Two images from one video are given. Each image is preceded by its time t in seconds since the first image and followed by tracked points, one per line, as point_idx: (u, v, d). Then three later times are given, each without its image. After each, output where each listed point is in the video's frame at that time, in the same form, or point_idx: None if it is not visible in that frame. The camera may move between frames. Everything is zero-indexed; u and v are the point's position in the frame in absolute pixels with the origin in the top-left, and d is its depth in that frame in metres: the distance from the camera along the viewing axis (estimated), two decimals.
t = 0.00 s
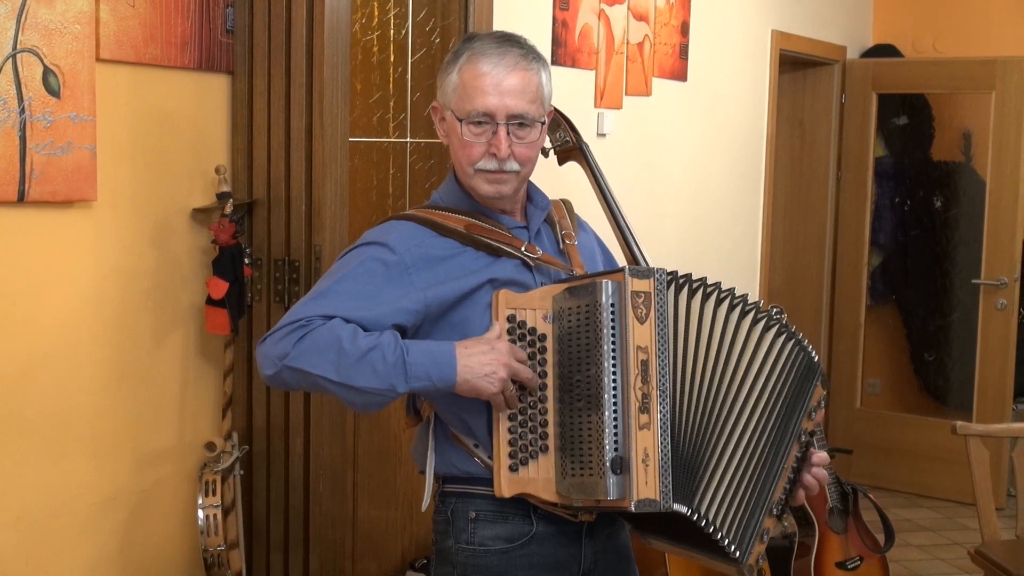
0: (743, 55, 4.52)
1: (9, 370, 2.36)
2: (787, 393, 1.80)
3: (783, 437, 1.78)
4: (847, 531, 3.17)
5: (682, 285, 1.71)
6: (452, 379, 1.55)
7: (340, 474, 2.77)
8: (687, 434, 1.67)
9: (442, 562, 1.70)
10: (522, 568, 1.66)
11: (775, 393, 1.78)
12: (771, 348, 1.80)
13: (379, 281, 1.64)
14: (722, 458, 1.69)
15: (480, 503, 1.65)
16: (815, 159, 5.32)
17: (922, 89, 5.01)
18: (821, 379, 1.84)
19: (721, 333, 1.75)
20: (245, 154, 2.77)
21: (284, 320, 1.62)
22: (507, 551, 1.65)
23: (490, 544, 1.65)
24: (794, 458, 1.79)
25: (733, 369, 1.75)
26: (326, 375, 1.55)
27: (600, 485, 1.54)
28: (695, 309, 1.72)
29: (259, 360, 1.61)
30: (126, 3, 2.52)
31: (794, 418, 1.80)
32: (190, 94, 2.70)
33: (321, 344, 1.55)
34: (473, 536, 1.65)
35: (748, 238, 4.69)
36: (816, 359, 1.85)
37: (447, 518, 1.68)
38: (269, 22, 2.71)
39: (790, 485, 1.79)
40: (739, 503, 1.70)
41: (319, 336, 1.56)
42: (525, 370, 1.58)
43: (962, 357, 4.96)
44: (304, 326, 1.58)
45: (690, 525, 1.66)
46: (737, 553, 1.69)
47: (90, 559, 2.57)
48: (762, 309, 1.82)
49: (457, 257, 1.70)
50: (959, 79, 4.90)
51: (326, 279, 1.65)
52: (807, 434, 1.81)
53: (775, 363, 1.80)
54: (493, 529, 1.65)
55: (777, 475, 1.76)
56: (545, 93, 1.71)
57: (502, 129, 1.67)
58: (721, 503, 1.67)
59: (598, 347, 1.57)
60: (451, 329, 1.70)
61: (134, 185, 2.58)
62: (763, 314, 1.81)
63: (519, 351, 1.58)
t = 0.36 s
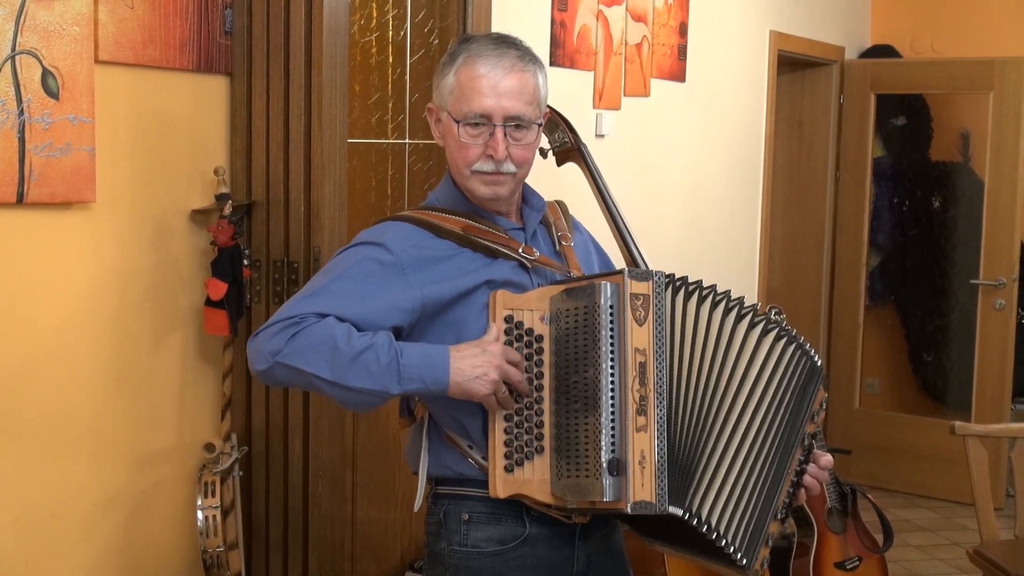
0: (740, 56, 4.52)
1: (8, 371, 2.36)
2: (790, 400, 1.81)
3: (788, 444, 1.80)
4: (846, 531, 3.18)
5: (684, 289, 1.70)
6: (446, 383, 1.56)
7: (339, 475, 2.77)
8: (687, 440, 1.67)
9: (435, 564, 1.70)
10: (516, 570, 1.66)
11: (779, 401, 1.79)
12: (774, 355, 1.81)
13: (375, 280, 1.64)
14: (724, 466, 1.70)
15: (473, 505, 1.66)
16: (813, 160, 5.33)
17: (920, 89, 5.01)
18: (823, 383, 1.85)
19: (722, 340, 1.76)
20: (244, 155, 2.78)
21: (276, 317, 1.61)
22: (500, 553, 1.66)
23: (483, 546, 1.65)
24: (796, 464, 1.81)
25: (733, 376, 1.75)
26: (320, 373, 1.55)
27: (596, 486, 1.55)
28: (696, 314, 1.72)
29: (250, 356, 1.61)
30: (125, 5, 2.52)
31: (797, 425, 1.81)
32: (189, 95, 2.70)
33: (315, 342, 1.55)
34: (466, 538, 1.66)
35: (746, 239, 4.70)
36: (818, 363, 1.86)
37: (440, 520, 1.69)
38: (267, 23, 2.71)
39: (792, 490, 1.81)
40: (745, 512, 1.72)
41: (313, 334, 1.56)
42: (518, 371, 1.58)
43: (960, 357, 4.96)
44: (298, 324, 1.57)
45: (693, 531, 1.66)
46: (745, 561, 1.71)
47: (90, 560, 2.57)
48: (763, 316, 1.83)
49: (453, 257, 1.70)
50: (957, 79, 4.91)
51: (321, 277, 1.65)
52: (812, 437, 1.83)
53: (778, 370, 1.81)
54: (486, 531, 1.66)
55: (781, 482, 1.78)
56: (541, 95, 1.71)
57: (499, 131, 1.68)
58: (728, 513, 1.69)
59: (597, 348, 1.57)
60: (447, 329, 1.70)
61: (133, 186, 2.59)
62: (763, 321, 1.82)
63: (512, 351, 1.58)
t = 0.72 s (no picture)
0: (739, 56, 4.52)
1: (7, 371, 2.36)
2: (791, 410, 1.84)
3: (788, 454, 1.83)
4: (845, 531, 3.18)
5: (688, 293, 1.71)
6: (443, 383, 1.56)
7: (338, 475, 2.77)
8: (690, 445, 1.67)
9: (423, 565, 1.71)
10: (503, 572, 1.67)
11: (781, 411, 1.82)
12: (778, 365, 1.83)
13: (374, 278, 1.64)
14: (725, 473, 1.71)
15: (461, 506, 1.66)
16: (812, 160, 5.33)
17: (918, 90, 5.02)
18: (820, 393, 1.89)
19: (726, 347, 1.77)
20: (243, 155, 2.78)
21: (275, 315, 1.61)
22: (486, 555, 1.66)
23: (469, 547, 1.66)
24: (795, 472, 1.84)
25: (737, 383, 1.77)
26: (318, 372, 1.56)
27: (590, 484, 1.54)
28: (702, 320, 1.73)
29: (249, 354, 1.61)
30: (124, 5, 2.52)
31: (797, 436, 1.84)
32: (188, 95, 2.70)
33: (314, 342, 1.55)
34: (453, 539, 1.66)
35: (745, 239, 4.70)
36: (817, 374, 1.89)
37: (428, 520, 1.70)
38: (267, 24, 2.71)
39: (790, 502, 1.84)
40: (747, 522, 1.74)
41: (312, 333, 1.56)
42: (516, 368, 1.57)
43: (959, 358, 4.96)
44: (298, 322, 1.57)
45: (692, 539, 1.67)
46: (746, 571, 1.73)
47: (89, 559, 2.57)
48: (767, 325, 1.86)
49: (453, 257, 1.71)
50: (956, 79, 4.91)
51: (320, 275, 1.65)
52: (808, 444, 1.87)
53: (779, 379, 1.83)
54: (473, 533, 1.66)
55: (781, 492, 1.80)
56: (542, 95, 1.72)
57: (499, 130, 1.68)
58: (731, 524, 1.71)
59: (596, 346, 1.57)
60: (444, 327, 1.70)
61: (133, 186, 2.59)
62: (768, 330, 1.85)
63: (511, 347, 1.58)
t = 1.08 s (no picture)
0: (739, 59, 4.53)
1: (7, 371, 2.36)
2: (789, 426, 1.84)
3: (785, 470, 1.83)
4: (843, 533, 3.19)
5: (685, 301, 1.72)
6: (434, 375, 1.56)
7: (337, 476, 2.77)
8: (684, 453, 1.67)
9: (417, 566, 1.71)
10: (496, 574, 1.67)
11: (780, 424, 1.83)
12: (778, 378, 1.84)
13: (371, 272, 1.65)
14: (720, 481, 1.71)
15: (455, 508, 1.66)
16: (811, 162, 5.34)
17: (917, 93, 5.02)
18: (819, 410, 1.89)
19: (725, 356, 1.77)
20: (244, 156, 2.78)
21: (271, 303, 1.62)
22: (480, 557, 1.66)
23: (463, 549, 1.66)
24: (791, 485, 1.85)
25: (734, 390, 1.77)
26: (310, 359, 1.56)
27: (582, 486, 1.53)
28: (699, 329, 1.74)
29: (242, 339, 1.61)
30: (125, 5, 2.52)
31: (795, 450, 1.84)
32: (188, 96, 2.71)
33: (307, 328, 1.56)
34: (446, 541, 1.67)
35: (744, 242, 4.70)
36: (817, 391, 1.90)
37: (422, 522, 1.70)
38: (267, 25, 2.72)
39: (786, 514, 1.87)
40: (742, 533, 1.75)
41: (305, 321, 1.56)
42: (505, 370, 1.58)
43: (957, 360, 4.97)
44: (291, 310, 1.58)
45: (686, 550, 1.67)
46: None
47: (88, 559, 2.57)
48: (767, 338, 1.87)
49: (452, 256, 1.71)
50: (955, 82, 4.91)
51: (318, 266, 1.66)
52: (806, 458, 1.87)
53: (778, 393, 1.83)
54: (467, 535, 1.66)
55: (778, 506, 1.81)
56: (546, 97, 1.72)
57: (501, 130, 1.68)
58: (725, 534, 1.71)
59: (590, 348, 1.57)
60: (442, 327, 1.71)
61: (133, 186, 2.59)
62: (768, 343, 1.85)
63: (502, 349, 1.58)
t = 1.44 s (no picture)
0: (738, 59, 4.53)
1: (6, 372, 2.37)
2: (792, 431, 1.84)
3: (787, 477, 1.82)
4: (841, 534, 3.19)
5: (683, 303, 1.72)
6: (434, 372, 1.56)
7: (336, 477, 2.77)
8: (679, 456, 1.67)
9: (414, 566, 1.71)
10: (492, 574, 1.67)
11: (782, 431, 1.82)
12: (780, 383, 1.83)
13: (371, 271, 1.66)
14: (716, 484, 1.72)
15: (451, 508, 1.67)
16: (810, 163, 5.34)
17: (915, 94, 5.03)
18: (821, 418, 1.89)
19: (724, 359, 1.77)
20: (243, 157, 2.78)
21: (272, 303, 1.63)
22: (476, 557, 1.67)
23: (459, 549, 1.66)
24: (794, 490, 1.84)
25: (733, 393, 1.77)
26: (310, 357, 1.56)
27: (576, 487, 1.54)
28: (697, 332, 1.74)
29: (244, 338, 1.62)
30: (124, 6, 2.52)
31: (796, 458, 1.84)
32: (188, 97, 2.71)
33: (307, 326, 1.56)
34: (442, 541, 1.67)
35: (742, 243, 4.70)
36: (820, 399, 1.89)
37: (419, 522, 1.70)
38: (266, 26, 2.72)
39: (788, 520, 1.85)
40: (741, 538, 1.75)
41: (306, 319, 1.57)
42: (510, 358, 1.58)
43: (956, 361, 4.97)
44: (292, 309, 1.59)
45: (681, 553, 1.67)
46: None
47: (87, 560, 2.57)
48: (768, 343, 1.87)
49: (450, 256, 1.72)
50: (954, 83, 4.92)
51: (318, 265, 1.67)
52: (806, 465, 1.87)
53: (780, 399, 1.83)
54: (462, 534, 1.67)
55: (776, 514, 1.80)
56: (545, 96, 1.72)
57: (499, 128, 1.68)
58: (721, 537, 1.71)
59: (586, 350, 1.57)
60: (440, 326, 1.71)
61: (133, 187, 2.59)
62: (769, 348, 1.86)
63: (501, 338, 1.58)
